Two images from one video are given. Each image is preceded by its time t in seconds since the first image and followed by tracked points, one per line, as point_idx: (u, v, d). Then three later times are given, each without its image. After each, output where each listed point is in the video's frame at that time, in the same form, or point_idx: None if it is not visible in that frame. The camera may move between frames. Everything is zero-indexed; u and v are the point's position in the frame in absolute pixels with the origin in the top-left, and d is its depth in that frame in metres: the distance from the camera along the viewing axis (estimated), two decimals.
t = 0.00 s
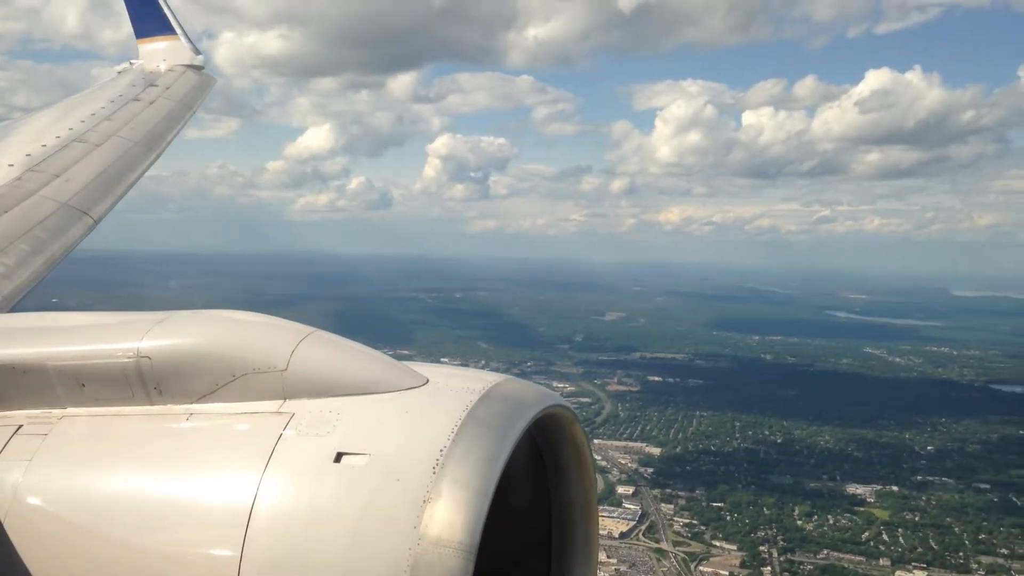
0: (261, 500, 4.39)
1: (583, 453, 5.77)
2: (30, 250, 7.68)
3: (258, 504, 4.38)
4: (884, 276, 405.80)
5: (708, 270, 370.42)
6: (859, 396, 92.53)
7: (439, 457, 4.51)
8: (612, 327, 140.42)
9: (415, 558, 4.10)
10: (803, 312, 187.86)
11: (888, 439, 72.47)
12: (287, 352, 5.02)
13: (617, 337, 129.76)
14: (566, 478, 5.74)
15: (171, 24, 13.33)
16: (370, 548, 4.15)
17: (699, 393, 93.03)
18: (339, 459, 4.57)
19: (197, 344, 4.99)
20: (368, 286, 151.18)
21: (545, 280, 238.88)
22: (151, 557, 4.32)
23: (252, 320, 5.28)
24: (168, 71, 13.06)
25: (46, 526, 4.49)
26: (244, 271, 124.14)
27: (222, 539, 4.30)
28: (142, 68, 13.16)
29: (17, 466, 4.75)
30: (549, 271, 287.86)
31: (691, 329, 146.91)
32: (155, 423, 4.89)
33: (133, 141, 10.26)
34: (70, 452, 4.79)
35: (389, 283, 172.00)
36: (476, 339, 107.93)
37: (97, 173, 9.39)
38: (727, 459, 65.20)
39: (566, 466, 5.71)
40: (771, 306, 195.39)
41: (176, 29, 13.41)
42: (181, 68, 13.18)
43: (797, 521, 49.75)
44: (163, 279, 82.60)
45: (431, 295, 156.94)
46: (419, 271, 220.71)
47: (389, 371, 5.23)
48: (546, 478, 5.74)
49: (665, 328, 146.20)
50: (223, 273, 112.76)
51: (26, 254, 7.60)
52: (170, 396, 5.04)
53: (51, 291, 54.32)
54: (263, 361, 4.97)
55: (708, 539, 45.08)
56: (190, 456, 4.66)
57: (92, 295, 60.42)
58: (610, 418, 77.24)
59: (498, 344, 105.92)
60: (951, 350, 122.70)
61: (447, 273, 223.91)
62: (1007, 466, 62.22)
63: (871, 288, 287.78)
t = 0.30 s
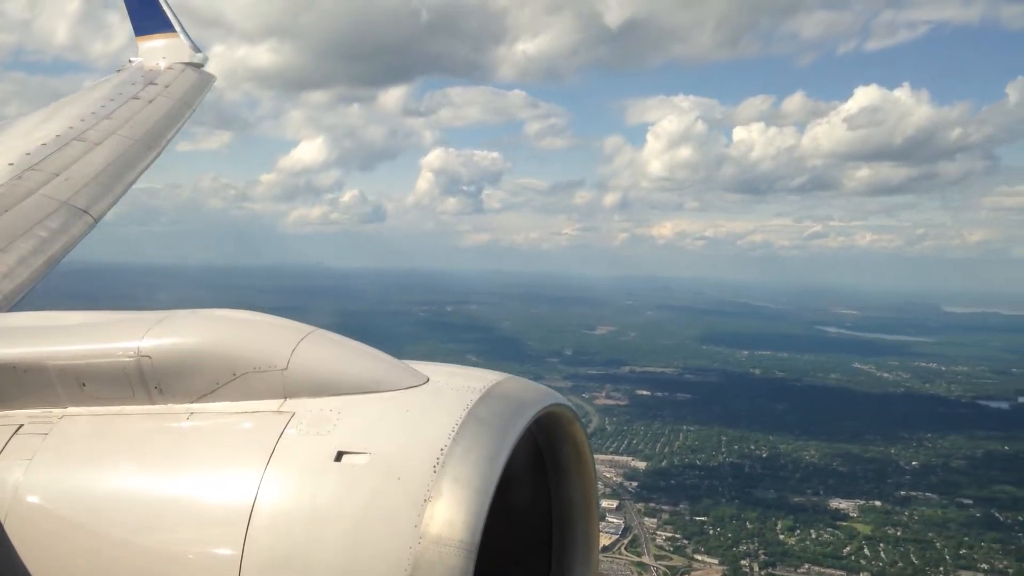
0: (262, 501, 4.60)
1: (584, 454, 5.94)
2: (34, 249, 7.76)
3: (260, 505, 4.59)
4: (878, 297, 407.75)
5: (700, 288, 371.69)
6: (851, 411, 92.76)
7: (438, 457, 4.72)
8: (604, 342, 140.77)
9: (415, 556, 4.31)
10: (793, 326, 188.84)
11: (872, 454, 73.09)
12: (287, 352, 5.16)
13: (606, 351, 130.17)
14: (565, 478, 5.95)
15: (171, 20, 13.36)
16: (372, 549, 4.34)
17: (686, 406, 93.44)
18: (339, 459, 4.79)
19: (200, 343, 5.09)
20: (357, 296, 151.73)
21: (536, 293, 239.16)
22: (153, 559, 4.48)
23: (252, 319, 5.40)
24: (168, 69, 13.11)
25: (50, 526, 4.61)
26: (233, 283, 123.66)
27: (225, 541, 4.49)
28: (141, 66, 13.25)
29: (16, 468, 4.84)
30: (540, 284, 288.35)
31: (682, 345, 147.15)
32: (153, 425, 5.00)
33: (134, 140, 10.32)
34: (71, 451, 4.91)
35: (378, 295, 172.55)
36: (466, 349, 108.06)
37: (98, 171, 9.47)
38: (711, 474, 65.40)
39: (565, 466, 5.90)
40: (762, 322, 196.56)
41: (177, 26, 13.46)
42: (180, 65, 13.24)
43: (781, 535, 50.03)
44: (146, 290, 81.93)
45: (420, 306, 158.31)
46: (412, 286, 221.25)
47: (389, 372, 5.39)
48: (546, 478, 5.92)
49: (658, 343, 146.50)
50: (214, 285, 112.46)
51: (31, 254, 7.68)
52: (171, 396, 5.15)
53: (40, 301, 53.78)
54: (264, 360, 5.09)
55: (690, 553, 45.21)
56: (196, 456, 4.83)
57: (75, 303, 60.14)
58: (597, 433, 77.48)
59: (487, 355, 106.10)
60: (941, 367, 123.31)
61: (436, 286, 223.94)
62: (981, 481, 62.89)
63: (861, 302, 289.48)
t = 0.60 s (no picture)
0: (263, 496, 4.61)
1: (586, 452, 5.94)
2: (31, 248, 7.76)
3: (261, 500, 4.60)
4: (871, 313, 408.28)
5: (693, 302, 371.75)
6: (840, 425, 92.83)
7: (440, 453, 4.73)
8: (593, 356, 140.67)
9: (416, 555, 4.30)
10: (782, 340, 189.42)
11: (857, 468, 73.34)
12: (288, 350, 5.16)
13: (595, 364, 130.19)
14: (567, 476, 5.93)
15: (171, 20, 13.36)
16: (371, 548, 4.35)
17: (675, 420, 93.46)
18: (339, 458, 4.79)
19: (203, 341, 5.10)
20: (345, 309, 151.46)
21: (526, 307, 239.02)
22: (154, 556, 4.48)
23: (254, 317, 5.41)
24: (169, 68, 13.11)
25: (53, 522, 4.61)
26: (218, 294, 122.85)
27: (227, 537, 4.50)
28: (141, 66, 13.27)
29: (17, 466, 4.84)
30: (530, 298, 288.41)
31: (673, 358, 147.14)
32: (154, 423, 5.00)
33: (133, 139, 10.31)
34: (71, 449, 4.90)
35: (367, 307, 172.31)
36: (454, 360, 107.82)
37: (98, 170, 9.46)
38: (697, 487, 65.30)
39: (567, 462, 5.91)
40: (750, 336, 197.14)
41: (176, 25, 13.45)
42: (180, 64, 13.25)
43: (764, 548, 49.97)
44: (128, 301, 81.25)
45: (409, 318, 158.39)
46: (402, 298, 220.80)
47: (390, 370, 5.41)
48: (549, 476, 5.93)
49: (648, 356, 146.51)
50: (199, 297, 111.67)
51: (30, 253, 7.68)
52: (172, 394, 5.16)
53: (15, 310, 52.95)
54: (264, 359, 5.10)
55: (672, 566, 44.95)
56: (200, 452, 4.84)
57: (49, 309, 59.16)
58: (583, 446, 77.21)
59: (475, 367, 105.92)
60: (930, 381, 123.52)
61: (426, 300, 223.81)
62: (964, 495, 63.09)
63: (851, 317, 290.07)
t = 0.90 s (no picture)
0: (264, 491, 4.61)
1: (587, 449, 5.94)
2: (30, 246, 7.74)
3: (262, 496, 4.60)
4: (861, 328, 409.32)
5: (684, 316, 372.10)
6: (827, 440, 93.05)
7: (440, 449, 4.73)
8: (583, 369, 140.48)
9: (416, 553, 4.30)
10: (772, 355, 189.90)
11: (842, 483, 73.53)
12: (290, 346, 5.18)
13: (585, 378, 130.05)
14: (565, 473, 5.92)
15: (171, 20, 13.37)
16: (372, 546, 4.35)
17: (663, 433, 93.36)
18: (339, 454, 4.79)
19: (204, 336, 5.10)
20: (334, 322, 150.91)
21: (516, 320, 238.78)
22: (155, 552, 4.47)
23: (255, 314, 5.41)
24: (169, 67, 13.13)
25: (54, 519, 4.60)
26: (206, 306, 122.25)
27: (228, 534, 4.49)
28: (141, 65, 13.28)
29: (17, 464, 4.83)
30: (520, 312, 288.07)
31: (663, 372, 147.24)
32: (155, 420, 5.01)
33: (133, 137, 10.31)
34: (72, 445, 4.90)
35: (357, 321, 171.67)
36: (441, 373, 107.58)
37: (98, 169, 9.47)
38: (681, 501, 65.24)
39: (567, 458, 5.91)
40: (740, 351, 197.49)
41: (176, 24, 13.45)
42: (180, 64, 13.26)
43: (746, 561, 50.02)
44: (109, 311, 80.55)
45: (399, 332, 158.10)
46: (392, 312, 220.10)
47: (392, 368, 5.42)
48: (549, 472, 5.93)
49: (638, 371, 146.58)
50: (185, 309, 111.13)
51: (28, 250, 7.68)
52: (171, 392, 5.15)
53: None
54: (265, 356, 5.11)
55: None
56: (201, 449, 4.84)
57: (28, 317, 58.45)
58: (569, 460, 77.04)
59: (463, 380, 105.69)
60: (918, 397, 123.96)
61: (416, 313, 223.41)
62: (947, 510, 63.40)
63: (841, 332, 290.86)
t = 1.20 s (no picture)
0: (263, 490, 4.62)
1: (586, 452, 5.93)
2: (28, 245, 7.74)
3: (261, 495, 4.61)
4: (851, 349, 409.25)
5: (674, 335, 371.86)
6: (814, 458, 92.93)
7: (440, 451, 4.75)
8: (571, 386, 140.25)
9: (416, 555, 4.31)
10: (760, 373, 190.28)
11: (825, 501, 73.54)
12: (290, 346, 5.19)
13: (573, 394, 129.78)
14: (565, 474, 5.92)
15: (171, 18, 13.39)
16: (371, 546, 4.35)
17: (650, 451, 93.16)
18: (339, 455, 4.80)
19: (205, 337, 5.11)
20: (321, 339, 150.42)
21: (505, 336, 237.93)
22: (154, 551, 4.47)
23: (255, 315, 5.41)
24: (168, 66, 13.12)
25: (52, 518, 4.60)
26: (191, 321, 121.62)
27: (228, 537, 4.48)
28: (140, 64, 13.28)
29: (19, 463, 4.84)
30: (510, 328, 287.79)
31: (651, 390, 146.88)
32: (155, 422, 5.00)
33: (132, 137, 10.32)
34: (74, 443, 4.91)
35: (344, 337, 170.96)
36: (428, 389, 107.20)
37: (96, 168, 9.47)
38: (665, 518, 65.04)
39: (567, 460, 5.89)
40: (729, 368, 197.70)
41: (176, 23, 13.48)
42: (179, 62, 13.26)
43: None
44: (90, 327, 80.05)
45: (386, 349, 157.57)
46: (381, 328, 219.57)
47: (391, 367, 5.43)
48: (548, 472, 5.92)
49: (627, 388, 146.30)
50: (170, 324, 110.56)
51: (26, 249, 7.68)
52: (171, 392, 5.16)
53: None
54: (265, 356, 5.12)
55: None
56: (203, 449, 4.83)
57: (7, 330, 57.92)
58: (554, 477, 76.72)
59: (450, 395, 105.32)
60: (905, 416, 124.10)
61: (404, 329, 222.73)
62: (930, 530, 63.42)
63: (829, 351, 291.27)
